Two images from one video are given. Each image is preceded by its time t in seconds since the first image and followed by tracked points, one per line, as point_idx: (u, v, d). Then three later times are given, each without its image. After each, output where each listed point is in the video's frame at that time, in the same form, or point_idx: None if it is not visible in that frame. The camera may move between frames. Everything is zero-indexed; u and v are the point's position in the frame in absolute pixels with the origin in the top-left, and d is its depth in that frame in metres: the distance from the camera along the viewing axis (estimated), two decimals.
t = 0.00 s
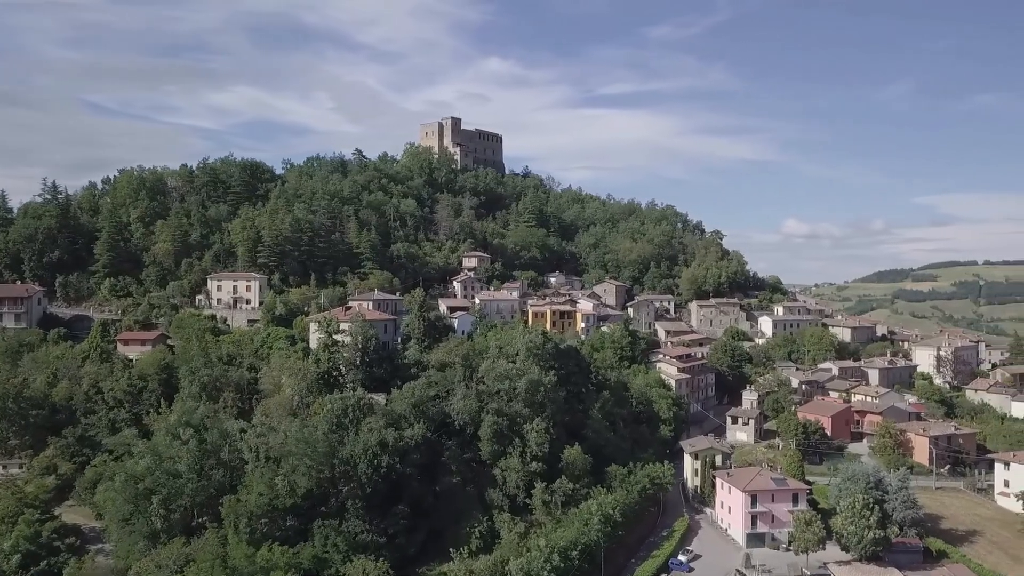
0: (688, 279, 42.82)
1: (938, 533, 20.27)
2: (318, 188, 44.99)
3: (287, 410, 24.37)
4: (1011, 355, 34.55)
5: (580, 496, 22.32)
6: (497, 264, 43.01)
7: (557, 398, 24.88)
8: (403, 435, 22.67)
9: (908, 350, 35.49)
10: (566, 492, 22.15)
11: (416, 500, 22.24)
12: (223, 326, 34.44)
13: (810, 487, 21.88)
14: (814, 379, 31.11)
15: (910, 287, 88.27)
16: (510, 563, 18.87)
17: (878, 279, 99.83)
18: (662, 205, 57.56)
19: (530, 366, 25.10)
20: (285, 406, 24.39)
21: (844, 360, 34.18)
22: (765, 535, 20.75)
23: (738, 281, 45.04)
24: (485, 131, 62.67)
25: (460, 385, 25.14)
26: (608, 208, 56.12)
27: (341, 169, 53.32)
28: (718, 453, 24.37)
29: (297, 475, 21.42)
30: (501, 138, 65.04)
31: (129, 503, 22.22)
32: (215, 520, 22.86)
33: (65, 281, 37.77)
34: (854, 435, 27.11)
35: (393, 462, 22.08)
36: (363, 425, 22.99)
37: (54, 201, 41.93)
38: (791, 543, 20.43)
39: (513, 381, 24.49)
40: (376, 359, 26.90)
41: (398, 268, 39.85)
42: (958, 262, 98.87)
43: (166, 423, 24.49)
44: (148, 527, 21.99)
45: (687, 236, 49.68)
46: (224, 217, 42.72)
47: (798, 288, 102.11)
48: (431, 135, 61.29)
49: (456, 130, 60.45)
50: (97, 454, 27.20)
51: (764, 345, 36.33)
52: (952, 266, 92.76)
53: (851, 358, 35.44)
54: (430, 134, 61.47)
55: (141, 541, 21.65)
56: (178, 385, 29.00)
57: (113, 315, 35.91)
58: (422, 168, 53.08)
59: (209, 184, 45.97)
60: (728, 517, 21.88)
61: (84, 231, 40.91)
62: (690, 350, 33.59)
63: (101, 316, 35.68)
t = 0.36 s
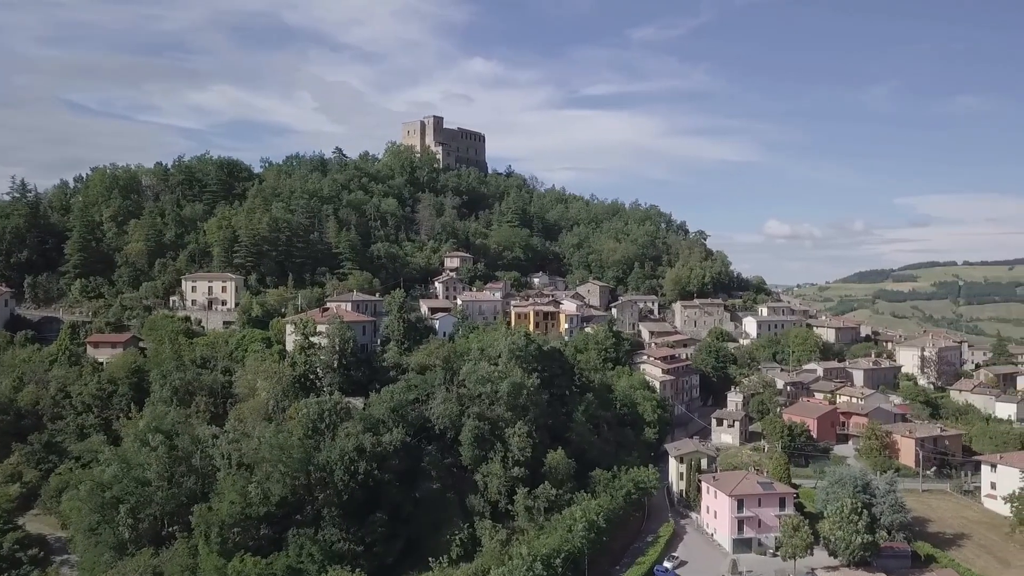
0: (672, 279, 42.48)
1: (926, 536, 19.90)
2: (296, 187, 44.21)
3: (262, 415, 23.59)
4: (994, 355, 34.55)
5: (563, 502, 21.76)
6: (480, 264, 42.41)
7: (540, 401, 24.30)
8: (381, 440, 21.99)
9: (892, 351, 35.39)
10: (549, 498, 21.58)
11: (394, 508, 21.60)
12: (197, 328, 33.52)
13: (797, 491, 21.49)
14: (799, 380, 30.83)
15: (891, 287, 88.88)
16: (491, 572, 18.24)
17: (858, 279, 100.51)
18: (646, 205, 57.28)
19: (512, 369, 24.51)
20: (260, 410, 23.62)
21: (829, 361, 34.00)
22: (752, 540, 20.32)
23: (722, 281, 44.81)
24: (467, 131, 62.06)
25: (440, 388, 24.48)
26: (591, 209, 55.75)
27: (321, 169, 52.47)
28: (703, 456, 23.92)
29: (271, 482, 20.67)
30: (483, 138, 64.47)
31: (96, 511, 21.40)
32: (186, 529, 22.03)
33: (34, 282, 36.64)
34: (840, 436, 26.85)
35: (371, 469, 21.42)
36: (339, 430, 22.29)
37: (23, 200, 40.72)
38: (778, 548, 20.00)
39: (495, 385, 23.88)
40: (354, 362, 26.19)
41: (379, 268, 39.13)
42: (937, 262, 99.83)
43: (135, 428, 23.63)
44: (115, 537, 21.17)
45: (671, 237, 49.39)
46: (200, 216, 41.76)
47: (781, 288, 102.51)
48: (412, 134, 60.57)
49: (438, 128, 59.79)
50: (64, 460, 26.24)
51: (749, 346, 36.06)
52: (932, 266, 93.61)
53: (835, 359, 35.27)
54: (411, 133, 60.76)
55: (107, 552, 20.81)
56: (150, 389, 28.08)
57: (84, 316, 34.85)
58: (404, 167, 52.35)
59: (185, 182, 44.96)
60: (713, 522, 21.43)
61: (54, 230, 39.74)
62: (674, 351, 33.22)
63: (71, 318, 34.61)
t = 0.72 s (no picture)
0: (656, 279, 42.11)
1: (915, 540, 19.50)
2: (275, 186, 43.40)
3: (236, 420, 22.77)
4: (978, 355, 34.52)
5: (547, 507, 21.18)
6: (463, 264, 41.77)
7: (524, 404, 23.70)
8: (360, 445, 21.32)
9: (877, 351, 35.26)
10: (533, 504, 20.98)
11: (373, 515, 20.93)
12: (172, 330, 32.58)
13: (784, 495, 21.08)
14: (785, 382, 30.53)
15: (872, 288, 89.41)
16: None
17: (840, 279, 101.10)
18: (630, 206, 56.98)
19: (495, 371, 23.89)
20: (234, 415, 22.80)
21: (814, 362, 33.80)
22: (740, 546, 19.87)
23: (707, 282, 44.54)
24: (450, 129, 61.41)
25: (420, 392, 23.81)
26: (576, 209, 55.34)
27: (301, 168, 51.60)
28: (690, 460, 23.45)
29: (244, 490, 19.90)
30: (467, 137, 63.85)
31: (61, 522, 20.53)
32: (156, 539, 21.21)
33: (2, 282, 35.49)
34: (826, 438, 26.55)
35: (348, 475, 20.73)
36: (316, 435, 21.57)
37: None
38: (766, 554, 19.56)
39: (478, 388, 23.26)
40: (332, 365, 25.48)
41: (359, 268, 38.42)
42: (918, 263, 100.65)
43: (103, 434, 22.75)
44: (81, 548, 20.32)
45: (655, 237, 49.09)
46: (176, 215, 40.78)
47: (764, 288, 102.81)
48: (395, 133, 59.83)
49: (421, 127, 59.09)
50: (30, 468, 25.27)
51: (734, 347, 35.76)
52: (912, 266, 94.33)
53: (821, 360, 35.08)
54: (394, 132, 60.03)
55: (72, 564, 19.93)
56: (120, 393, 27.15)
57: (54, 318, 33.75)
58: (386, 166, 51.60)
59: (160, 181, 43.90)
60: (700, 527, 20.95)
61: (23, 230, 38.54)
62: (659, 352, 32.82)
63: (40, 320, 33.49)
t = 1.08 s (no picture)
0: (642, 279, 41.71)
1: (906, 545, 19.04)
2: (255, 185, 42.57)
3: (211, 425, 21.79)
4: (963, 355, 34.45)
5: (531, 514, 20.61)
6: (447, 264, 41.11)
7: (508, 408, 23.12)
8: (339, 451, 20.66)
9: (864, 352, 35.09)
10: (517, 510, 20.41)
11: (352, 524, 20.26)
12: (146, 333, 31.67)
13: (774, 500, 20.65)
14: (773, 383, 30.21)
15: (855, 288, 89.84)
16: None
17: (824, 280, 101.57)
18: (616, 206, 56.65)
19: (479, 374, 23.29)
20: (208, 419, 21.82)
21: (801, 363, 33.56)
22: (729, 552, 19.39)
23: (693, 282, 44.22)
24: (434, 129, 60.77)
25: (402, 396, 23.16)
26: (561, 208, 54.91)
27: (282, 167, 50.75)
28: (678, 463, 22.98)
29: (218, 498, 19.18)
30: (451, 136, 63.23)
31: (25, 533, 19.50)
32: (126, 549, 20.46)
33: None
34: (815, 440, 26.22)
35: (327, 482, 20.07)
36: (293, 441, 20.89)
37: None
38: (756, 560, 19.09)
39: (461, 392, 22.65)
40: (311, 368, 24.79)
41: (341, 269, 37.72)
42: (900, 263, 101.34)
43: (71, 440, 21.87)
44: (47, 560, 19.35)
45: (641, 237, 48.74)
46: (152, 214, 39.80)
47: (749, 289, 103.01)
48: (378, 132, 59.10)
49: (404, 126, 58.41)
50: None
51: (720, 348, 35.43)
52: (895, 267, 94.95)
53: (808, 361, 34.85)
54: (377, 131, 59.31)
55: None
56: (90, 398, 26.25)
57: (22, 320, 32.22)
58: (368, 164, 50.85)
59: (136, 179, 42.85)
60: (689, 532, 20.45)
61: None
62: (646, 353, 32.40)
63: (9, 322, 32.20)
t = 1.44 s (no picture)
0: (626, 279, 41.34)
1: (894, 549, 18.68)
2: (232, 183, 41.63)
3: (182, 431, 20.98)
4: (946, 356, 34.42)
5: (514, 520, 20.04)
6: (428, 264, 40.45)
7: (490, 411, 22.54)
8: (314, 458, 19.97)
9: (848, 353, 34.96)
10: (499, 516, 19.82)
11: (328, 533, 19.53)
12: (117, 335, 30.70)
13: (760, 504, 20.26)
14: (758, 385, 29.91)
15: (837, 288, 90.37)
16: None
17: (806, 280, 102.11)
18: (599, 206, 56.30)
19: (460, 377, 22.69)
20: (179, 425, 21.01)
21: (785, 364, 33.34)
22: (715, 558, 18.95)
23: (677, 283, 43.95)
24: (416, 127, 60.09)
25: (381, 400, 22.49)
26: (544, 208, 54.45)
27: (260, 166, 49.79)
28: (663, 467, 22.53)
29: (188, 507, 18.42)
30: (433, 135, 62.57)
31: None
32: (92, 561, 19.64)
33: None
34: (800, 442, 25.92)
35: (302, 490, 19.36)
36: (267, 447, 20.15)
37: None
38: (743, 566, 18.68)
39: (441, 395, 22.04)
40: (286, 371, 24.03)
41: (320, 269, 36.96)
42: (880, 264, 102.17)
43: (34, 448, 20.91)
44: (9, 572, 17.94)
45: (625, 237, 48.37)
46: (125, 213, 38.74)
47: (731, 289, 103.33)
48: (359, 130, 58.28)
49: (385, 124, 57.67)
50: None
51: (705, 349, 35.14)
52: (875, 267, 95.64)
53: (793, 362, 34.66)
54: (358, 129, 58.48)
55: None
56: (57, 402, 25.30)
57: None
58: (349, 163, 50.03)
59: (109, 177, 41.73)
60: (674, 538, 20.00)
61: None
62: (630, 354, 31.98)
63: None
